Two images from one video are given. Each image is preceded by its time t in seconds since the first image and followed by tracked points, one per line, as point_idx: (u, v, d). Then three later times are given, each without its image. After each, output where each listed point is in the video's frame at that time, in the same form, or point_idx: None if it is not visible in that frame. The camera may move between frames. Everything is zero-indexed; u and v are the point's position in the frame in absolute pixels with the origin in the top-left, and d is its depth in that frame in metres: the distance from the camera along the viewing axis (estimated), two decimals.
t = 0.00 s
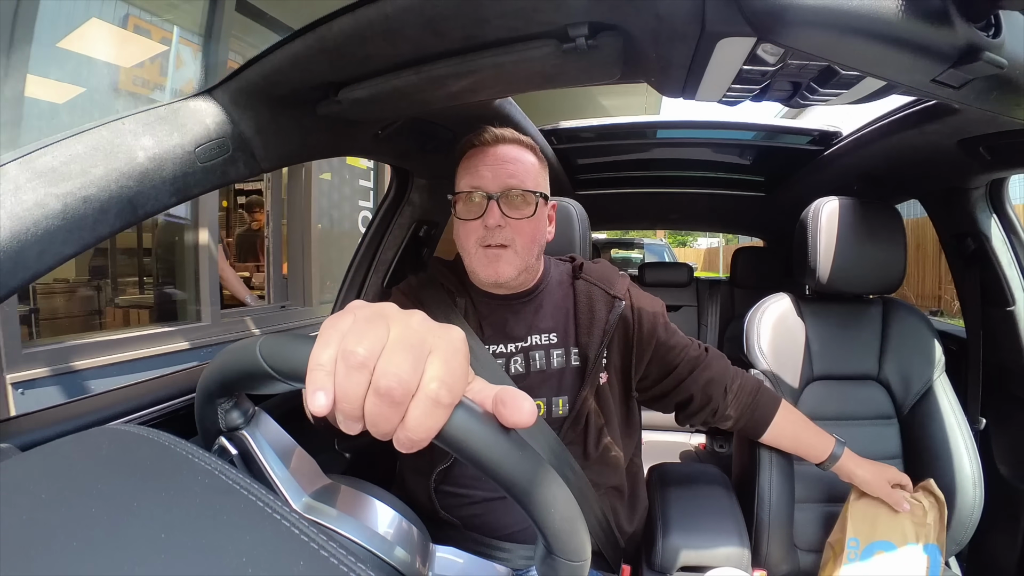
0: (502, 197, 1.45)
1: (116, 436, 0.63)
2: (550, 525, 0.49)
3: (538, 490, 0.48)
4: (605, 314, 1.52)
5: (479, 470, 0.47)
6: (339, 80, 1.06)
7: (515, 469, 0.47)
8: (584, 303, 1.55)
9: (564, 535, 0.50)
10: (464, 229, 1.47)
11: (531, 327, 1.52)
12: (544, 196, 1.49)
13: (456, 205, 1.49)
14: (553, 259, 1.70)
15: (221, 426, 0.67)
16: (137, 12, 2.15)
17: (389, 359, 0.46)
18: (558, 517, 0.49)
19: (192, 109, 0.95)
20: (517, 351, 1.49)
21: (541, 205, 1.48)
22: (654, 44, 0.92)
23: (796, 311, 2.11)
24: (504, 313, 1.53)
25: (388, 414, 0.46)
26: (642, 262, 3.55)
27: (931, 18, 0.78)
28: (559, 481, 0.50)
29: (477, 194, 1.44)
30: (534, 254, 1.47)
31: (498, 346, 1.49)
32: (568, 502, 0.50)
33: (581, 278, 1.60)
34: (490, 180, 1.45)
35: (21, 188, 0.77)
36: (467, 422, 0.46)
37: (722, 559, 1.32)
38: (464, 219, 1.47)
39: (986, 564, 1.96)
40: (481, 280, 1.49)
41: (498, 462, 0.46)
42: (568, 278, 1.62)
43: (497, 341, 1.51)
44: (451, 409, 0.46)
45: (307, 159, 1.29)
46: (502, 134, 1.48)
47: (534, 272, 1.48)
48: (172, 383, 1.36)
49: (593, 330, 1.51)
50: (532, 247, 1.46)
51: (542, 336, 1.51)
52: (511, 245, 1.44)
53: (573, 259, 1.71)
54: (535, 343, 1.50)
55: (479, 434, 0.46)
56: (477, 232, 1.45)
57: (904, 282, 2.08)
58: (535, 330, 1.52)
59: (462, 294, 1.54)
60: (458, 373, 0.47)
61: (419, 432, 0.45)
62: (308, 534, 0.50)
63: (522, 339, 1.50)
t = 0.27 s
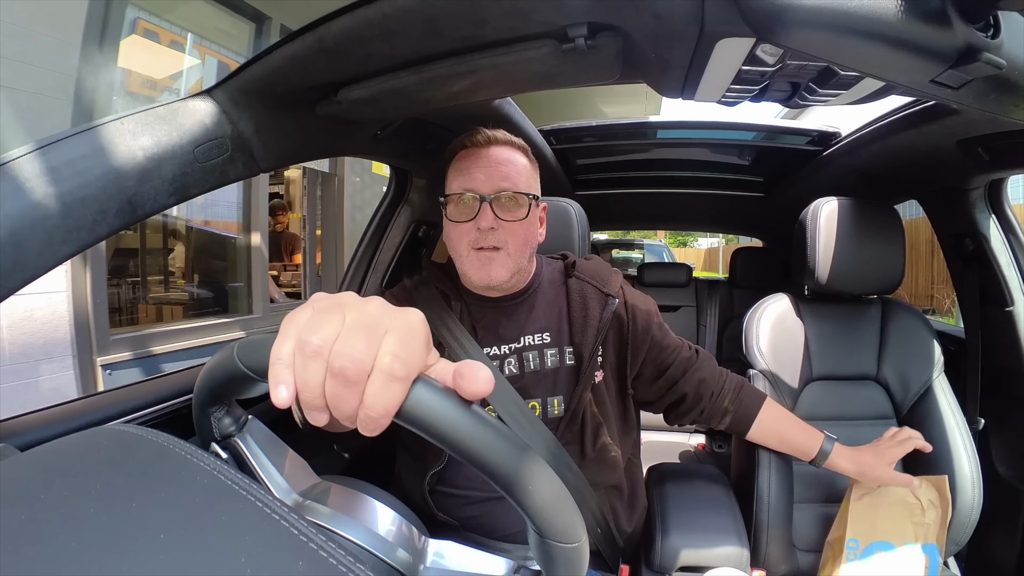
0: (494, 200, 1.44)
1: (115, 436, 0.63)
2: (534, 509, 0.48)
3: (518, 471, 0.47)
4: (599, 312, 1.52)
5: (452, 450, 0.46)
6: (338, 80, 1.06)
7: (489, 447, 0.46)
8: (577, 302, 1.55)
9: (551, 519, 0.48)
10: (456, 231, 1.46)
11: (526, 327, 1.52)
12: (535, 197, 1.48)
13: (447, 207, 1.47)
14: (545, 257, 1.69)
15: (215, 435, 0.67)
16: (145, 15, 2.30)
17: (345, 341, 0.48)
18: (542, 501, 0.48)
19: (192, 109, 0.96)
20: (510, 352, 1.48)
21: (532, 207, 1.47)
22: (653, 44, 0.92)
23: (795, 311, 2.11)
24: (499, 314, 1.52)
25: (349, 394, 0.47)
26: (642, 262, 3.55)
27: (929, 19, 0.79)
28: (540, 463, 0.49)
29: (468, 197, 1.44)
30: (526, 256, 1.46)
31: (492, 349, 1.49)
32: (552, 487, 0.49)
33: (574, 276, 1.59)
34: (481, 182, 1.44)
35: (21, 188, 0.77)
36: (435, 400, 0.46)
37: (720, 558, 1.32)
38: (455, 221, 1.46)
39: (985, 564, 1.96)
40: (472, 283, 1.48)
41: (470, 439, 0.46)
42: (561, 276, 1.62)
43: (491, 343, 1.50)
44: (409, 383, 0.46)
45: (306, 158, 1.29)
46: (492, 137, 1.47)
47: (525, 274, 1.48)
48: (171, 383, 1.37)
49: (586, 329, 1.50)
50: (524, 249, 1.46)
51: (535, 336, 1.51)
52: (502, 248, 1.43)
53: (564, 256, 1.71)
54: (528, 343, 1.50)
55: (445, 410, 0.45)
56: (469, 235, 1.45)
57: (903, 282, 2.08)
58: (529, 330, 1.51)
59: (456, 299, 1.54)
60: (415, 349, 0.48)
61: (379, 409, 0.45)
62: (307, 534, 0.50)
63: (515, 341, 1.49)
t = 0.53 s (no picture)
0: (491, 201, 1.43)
1: (114, 437, 0.63)
2: (505, 476, 0.49)
3: (479, 438, 0.49)
4: (598, 313, 1.53)
5: (411, 426, 0.49)
6: (337, 81, 1.06)
7: (444, 414, 0.49)
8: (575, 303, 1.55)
9: (525, 485, 0.50)
10: (454, 234, 1.46)
11: (524, 327, 1.52)
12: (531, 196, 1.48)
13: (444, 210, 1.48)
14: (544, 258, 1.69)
15: (212, 446, 0.70)
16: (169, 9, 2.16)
17: (293, 330, 0.53)
18: (510, 466, 0.49)
19: (191, 109, 0.96)
20: (507, 353, 1.48)
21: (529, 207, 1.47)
22: (652, 45, 0.92)
23: (794, 310, 2.12)
24: (497, 314, 1.53)
25: (304, 377, 0.52)
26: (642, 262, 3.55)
27: (927, 19, 0.79)
28: (503, 430, 0.51)
29: (465, 199, 1.43)
30: (525, 256, 1.47)
31: (490, 349, 1.49)
32: (519, 452, 0.50)
33: (573, 277, 1.60)
34: (477, 184, 1.44)
35: (19, 188, 0.76)
36: (386, 375, 0.49)
37: (721, 559, 1.32)
38: (453, 224, 1.46)
39: (985, 564, 1.96)
40: (473, 285, 1.48)
41: (426, 409, 0.48)
42: (559, 278, 1.62)
43: (489, 343, 1.50)
44: (356, 361, 0.50)
45: (305, 159, 1.29)
46: (487, 138, 1.47)
47: (524, 273, 1.48)
48: (171, 384, 1.36)
49: (585, 329, 1.51)
50: (523, 249, 1.46)
51: (533, 337, 1.51)
52: (501, 249, 1.43)
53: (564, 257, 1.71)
54: (526, 344, 1.50)
55: (408, 390, 0.49)
56: (468, 237, 1.44)
57: (903, 281, 2.08)
58: (527, 330, 1.51)
59: (455, 297, 1.55)
60: (363, 333, 0.52)
61: (330, 388, 0.50)
62: (307, 534, 0.50)
63: (512, 341, 1.49)
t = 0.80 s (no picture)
0: (481, 199, 1.44)
1: (113, 436, 0.63)
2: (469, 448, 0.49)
3: (437, 410, 0.50)
4: (589, 313, 1.51)
5: (371, 405, 0.51)
6: (338, 80, 1.06)
7: (400, 390, 0.50)
8: (567, 307, 1.54)
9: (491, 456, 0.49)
10: (444, 234, 1.47)
11: (517, 328, 1.52)
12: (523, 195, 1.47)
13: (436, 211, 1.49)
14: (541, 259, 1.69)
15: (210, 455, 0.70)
16: None
17: (252, 324, 0.57)
18: (473, 438, 0.49)
19: (191, 108, 0.95)
20: (500, 354, 1.49)
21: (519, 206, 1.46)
22: (653, 46, 0.92)
23: (793, 312, 2.12)
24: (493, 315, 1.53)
25: (260, 365, 0.56)
26: (641, 263, 3.55)
27: (928, 22, 0.79)
28: (464, 403, 0.52)
29: (454, 198, 1.44)
30: (516, 256, 1.46)
31: (484, 350, 1.50)
32: (481, 424, 0.50)
33: (566, 279, 1.59)
34: (464, 182, 1.44)
35: (19, 187, 0.76)
36: (350, 359, 0.53)
37: (721, 560, 1.33)
38: (442, 223, 1.47)
39: (984, 566, 1.96)
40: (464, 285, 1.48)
41: (381, 386, 0.51)
42: (552, 280, 1.61)
43: (483, 342, 1.51)
44: (308, 344, 0.54)
45: (306, 159, 1.28)
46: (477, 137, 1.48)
47: (515, 273, 1.47)
48: (171, 383, 1.36)
49: (575, 331, 1.49)
50: (513, 248, 1.45)
51: (525, 339, 1.51)
52: (490, 247, 1.43)
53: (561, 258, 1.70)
54: (518, 346, 1.49)
55: (369, 370, 0.52)
56: (456, 236, 1.45)
57: (902, 283, 2.08)
58: (519, 333, 1.51)
59: (451, 298, 1.56)
60: (308, 317, 0.57)
61: (284, 370, 0.54)
62: (306, 535, 0.49)
63: (505, 343, 1.50)
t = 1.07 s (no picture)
0: (481, 198, 1.43)
1: (113, 435, 0.63)
2: (447, 433, 0.52)
3: (415, 399, 0.53)
4: (588, 319, 1.48)
5: (355, 397, 0.54)
6: (338, 80, 1.06)
7: (380, 383, 0.54)
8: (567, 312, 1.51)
9: (468, 439, 0.51)
10: (444, 231, 1.47)
11: (515, 332, 1.50)
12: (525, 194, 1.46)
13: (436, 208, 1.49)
14: (546, 261, 1.66)
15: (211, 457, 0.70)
16: None
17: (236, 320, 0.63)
18: (449, 423, 0.52)
19: (191, 108, 0.96)
20: (497, 356, 1.48)
21: (519, 205, 1.46)
22: (653, 45, 0.92)
23: (794, 311, 2.12)
24: (491, 316, 1.52)
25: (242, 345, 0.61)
26: (642, 262, 3.55)
27: (929, 20, 0.79)
28: (442, 391, 0.54)
29: (453, 195, 1.44)
30: (516, 256, 1.45)
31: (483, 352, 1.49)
32: (458, 410, 0.53)
33: (568, 284, 1.55)
34: (464, 179, 1.44)
35: (19, 187, 0.76)
36: (326, 352, 0.57)
37: (722, 558, 1.34)
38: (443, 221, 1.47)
39: (984, 565, 1.96)
40: (464, 284, 1.48)
41: (356, 373, 0.54)
42: (555, 285, 1.58)
43: (481, 345, 1.50)
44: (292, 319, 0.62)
45: (306, 158, 1.28)
46: (480, 135, 1.48)
47: (515, 273, 1.46)
48: (171, 383, 1.36)
49: (573, 337, 1.46)
50: (513, 248, 1.45)
51: (523, 344, 1.48)
52: (490, 246, 1.42)
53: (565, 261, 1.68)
54: (516, 350, 1.48)
55: (343, 360, 0.56)
56: (456, 235, 1.45)
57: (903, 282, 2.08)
58: (517, 337, 1.49)
59: (452, 299, 1.55)
60: (275, 310, 0.65)
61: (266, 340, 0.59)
62: (305, 534, 0.50)
63: (503, 345, 1.49)
